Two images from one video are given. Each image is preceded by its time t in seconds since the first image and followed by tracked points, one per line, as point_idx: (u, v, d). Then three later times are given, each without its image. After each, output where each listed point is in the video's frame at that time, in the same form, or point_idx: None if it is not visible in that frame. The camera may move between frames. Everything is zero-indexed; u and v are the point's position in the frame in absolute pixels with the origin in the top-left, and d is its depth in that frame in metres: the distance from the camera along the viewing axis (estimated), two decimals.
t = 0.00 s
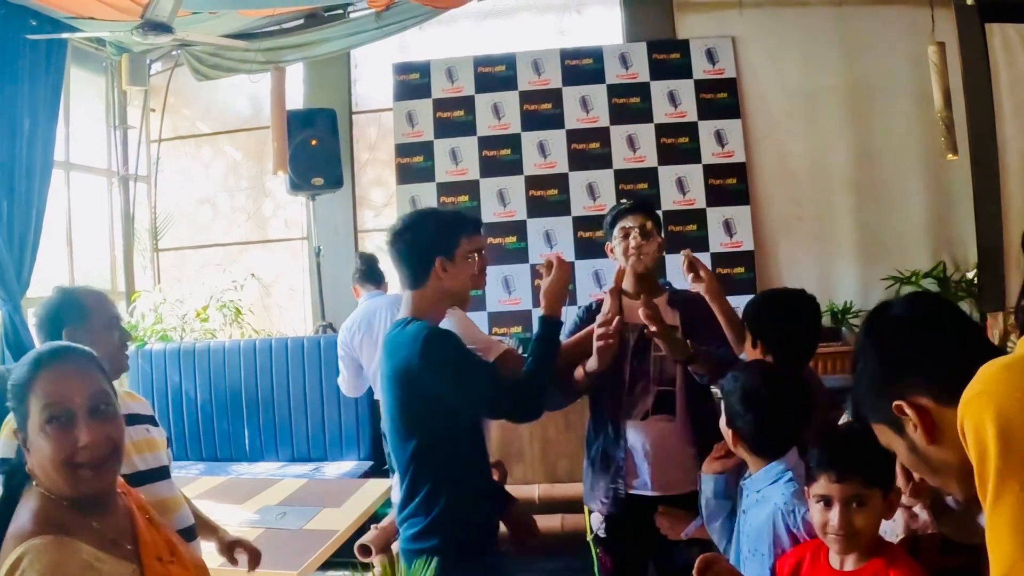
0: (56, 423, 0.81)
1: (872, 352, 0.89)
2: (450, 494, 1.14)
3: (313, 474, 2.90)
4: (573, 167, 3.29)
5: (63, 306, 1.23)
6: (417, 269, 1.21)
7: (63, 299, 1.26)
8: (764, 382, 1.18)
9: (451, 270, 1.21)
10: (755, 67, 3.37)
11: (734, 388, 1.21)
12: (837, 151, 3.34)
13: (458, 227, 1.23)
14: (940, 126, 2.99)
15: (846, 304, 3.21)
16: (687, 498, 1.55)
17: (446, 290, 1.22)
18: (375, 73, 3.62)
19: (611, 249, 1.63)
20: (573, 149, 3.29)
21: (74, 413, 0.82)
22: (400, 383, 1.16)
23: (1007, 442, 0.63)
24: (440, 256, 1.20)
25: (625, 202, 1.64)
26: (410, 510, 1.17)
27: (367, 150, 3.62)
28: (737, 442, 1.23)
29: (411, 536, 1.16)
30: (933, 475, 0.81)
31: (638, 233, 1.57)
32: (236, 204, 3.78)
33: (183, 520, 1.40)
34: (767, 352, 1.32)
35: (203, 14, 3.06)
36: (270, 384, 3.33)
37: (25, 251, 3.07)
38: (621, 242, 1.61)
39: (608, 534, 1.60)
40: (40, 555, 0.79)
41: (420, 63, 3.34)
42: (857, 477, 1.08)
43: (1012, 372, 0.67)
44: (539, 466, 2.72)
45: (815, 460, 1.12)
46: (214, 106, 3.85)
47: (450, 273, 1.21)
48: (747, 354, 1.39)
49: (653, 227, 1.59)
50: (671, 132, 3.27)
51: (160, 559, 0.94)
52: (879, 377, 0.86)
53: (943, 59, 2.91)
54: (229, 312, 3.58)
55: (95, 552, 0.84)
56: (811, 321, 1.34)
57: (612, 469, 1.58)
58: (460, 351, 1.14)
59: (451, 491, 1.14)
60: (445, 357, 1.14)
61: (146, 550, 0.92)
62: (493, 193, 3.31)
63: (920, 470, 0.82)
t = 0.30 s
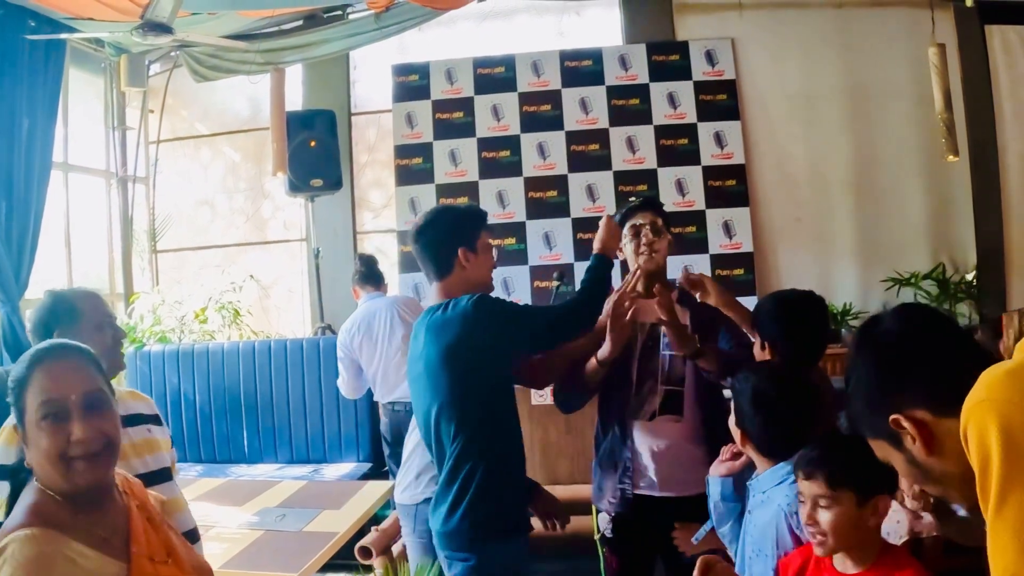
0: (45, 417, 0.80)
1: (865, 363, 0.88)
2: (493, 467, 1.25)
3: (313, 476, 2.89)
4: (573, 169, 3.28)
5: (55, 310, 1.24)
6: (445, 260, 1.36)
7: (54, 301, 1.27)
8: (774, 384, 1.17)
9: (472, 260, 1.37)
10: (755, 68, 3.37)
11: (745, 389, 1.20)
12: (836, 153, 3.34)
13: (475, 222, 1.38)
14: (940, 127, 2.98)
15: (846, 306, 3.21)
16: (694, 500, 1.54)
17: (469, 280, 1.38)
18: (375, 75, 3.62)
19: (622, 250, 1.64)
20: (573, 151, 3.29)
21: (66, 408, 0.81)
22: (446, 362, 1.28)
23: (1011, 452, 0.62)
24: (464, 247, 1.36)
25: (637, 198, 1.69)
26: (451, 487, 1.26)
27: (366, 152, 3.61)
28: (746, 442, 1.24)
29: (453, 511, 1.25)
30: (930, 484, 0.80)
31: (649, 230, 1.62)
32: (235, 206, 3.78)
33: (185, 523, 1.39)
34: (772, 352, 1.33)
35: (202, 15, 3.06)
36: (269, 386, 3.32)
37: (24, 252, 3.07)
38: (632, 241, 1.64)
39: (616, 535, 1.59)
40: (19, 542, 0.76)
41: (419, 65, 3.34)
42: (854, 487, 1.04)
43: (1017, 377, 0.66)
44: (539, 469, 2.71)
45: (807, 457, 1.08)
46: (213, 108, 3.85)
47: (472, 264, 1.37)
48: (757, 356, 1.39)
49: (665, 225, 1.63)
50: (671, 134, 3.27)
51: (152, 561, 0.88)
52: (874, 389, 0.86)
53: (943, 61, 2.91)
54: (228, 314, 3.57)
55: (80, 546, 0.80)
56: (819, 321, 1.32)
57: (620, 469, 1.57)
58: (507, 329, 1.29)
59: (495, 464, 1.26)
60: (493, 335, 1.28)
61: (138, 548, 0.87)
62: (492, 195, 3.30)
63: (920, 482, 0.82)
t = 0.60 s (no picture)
0: (67, 416, 0.95)
1: (858, 379, 0.88)
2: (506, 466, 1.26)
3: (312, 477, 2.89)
4: (572, 170, 3.28)
5: (52, 313, 1.36)
6: (454, 261, 1.36)
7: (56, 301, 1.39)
8: (791, 387, 1.16)
9: (481, 260, 1.37)
10: (755, 70, 3.37)
11: (760, 387, 1.19)
12: (836, 154, 3.34)
13: (483, 221, 1.38)
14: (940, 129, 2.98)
15: (845, 307, 3.21)
16: (697, 502, 1.54)
17: (481, 279, 1.38)
18: (374, 76, 3.62)
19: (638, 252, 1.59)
20: (572, 152, 3.28)
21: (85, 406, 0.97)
22: (460, 363, 1.28)
23: (999, 458, 0.62)
24: (473, 248, 1.36)
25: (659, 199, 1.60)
26: (466, 487, 1.27)
27: (366, 153, 3.61)
28: (760, 440, 1.23)
29: (472, 511, 1.25)
30: (928, 491, 0.80)
31: (666, 232, 1.56)
32: (234, 206, 3.78)
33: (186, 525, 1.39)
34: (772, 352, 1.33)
35: (202, 16, 3.06)
36: (269, 386, 3.32)
37: (23, 253, 3.07)
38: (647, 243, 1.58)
39: (618, 536, 1.59)
40: (21, 541, 0.86)
41: (419, 66, 3.34)
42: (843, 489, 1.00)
43: (1006, 383, 0.66)
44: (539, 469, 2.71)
45: (798, 453, 1.07)
46: (212, 109, 3.84)
47: (482, 263, 1.37)
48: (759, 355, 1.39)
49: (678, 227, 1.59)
50: (670, 135, 3.26)
51: (150, 552, 1.03)
52: (869, 405, 0.85)
53: (944, 63, 2.91)
54: (227, 315, 3.57)
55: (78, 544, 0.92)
56: (820, 321, 1.32)
57: (624, 467, 1.57)
58: (517, 328, 1.28)
59: (508, 463, 1.26)
60: (502, 334, 1.27)
61: (134, 540, 1.02)
62: (491, 196, 3.30)
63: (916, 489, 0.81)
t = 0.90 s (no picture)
0: (74, 413, 0.96)
1: (857, 381, 0.90)
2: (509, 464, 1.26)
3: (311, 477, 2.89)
4: (571, 170, 3.28)
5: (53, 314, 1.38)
6: (456, 261, 1.35)
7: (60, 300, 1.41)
8: (802, 382, 1.17)
9: (485, 258, 1.37)
10: (753, 70, 3.37)
11: (772, 384, 1.18)
12: (834, 155, 3.34)
13: (485, 222, 1.37)
14: (939, 130, 2.98)
15: (844, 307, 3.21)
16: (699, 501, 1.55)
17: (485, 277, 1.38)
18: (373, 76, 3.62)
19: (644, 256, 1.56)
20: (571, 153, 3.29)
21: (91, 404, 0.98)
22: (465, 362, 1.28)
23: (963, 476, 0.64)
24: (476, 247, 1.35)
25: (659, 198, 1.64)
26: (472, 485, 1.27)
27: (365, 153, 3.61)
28: (772, 435, 1.20)
29: (479, 506, 1.26)
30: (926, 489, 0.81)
31: (672, 232, 1.53)
32: (233, 206, 3.78)
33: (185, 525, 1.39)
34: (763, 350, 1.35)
35: (202, 16, 3.05)
36: (267, 387, 3.32)
37: (22, 253, 3.07)
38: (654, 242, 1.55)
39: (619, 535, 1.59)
40: (36, 540, 0.86)
41: (418, 66, 3.34)
42: (834, 489, 1.00)
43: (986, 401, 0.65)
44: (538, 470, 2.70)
45: (791, 450, 1.06)
46: (212, 109, 3.85)
47: (485, 263, 1.37)
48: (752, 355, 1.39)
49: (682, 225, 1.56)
50: (669, 135, 3.27)
51: (153, 545, 1.04)
52: (869, 405, 0.87)
53: (942, 64, 2.91)
54: (226, 314, 3.57)
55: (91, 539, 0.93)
56: (815, 321, 1.32)
57: (625, 465, 1.57)
58: (518, 328, 1.27)
59: (511, 461, 1.26)
60: (503, 334, 1.26)
61: (139, 534, 1.03)
62: (491, 196, 3.31)
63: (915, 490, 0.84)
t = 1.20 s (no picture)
0: (74, 412, 0.97)
1: (865, 372, 1.01)
2: (512, 470, 1.27)
3: (310, 475, 2.90)
4: (571, 169, 3.29)
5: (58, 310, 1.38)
6: (465, 266, 1.35)
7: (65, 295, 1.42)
8: (807, 377, 1.17)
9: (498, 264, 1.36)
10: (752, 70, 3.38)
11: (775, 385, 1.18)
12: (833, 155, 3.35)
13: (497, 227, 1.37)
14: (937, 129, 2.98)
15: (842, 307, 3.21)
16: (698, 498, 1.55)
17: (493, 284, 1.37)
18: (372, 75, 3.62)
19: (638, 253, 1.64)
20: (571, 152, 3.29)
21: (92, 402, 0.99)
22: (470, 365, 1.27)
23: (949, 452, 0.72)
24: (490, 251, 1.35)
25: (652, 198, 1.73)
26: (476, 488, 1.27)
27: (364, 151, 3.62)
28: (777, 436, 1.19)
29: (482, 507, 1.26)
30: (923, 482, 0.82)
31: (667, 234, 1.60)
32: (232, 204, 3.78)
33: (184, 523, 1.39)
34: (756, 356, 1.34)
35: (202, 14, 3.05)
36: (266, 385, 3.32)
37: (21, 250, 3.07)
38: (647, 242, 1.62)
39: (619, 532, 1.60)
40: (48, 539, 0.87)
41: (418, 64, 3.34)
42: (839, 497, 0.97)
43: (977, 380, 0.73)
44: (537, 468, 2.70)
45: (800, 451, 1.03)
46: (211, 107, 3.85)
47: (497, 268, 1.36)
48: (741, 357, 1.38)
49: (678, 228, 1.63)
50: (668, 135, 3.27)
51: (154, 537, 1.07)
52: (874, 396, 0.99)
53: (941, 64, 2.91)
54: (225, 312, 3.57)
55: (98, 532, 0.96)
56: (804, 320, 1.34)
57: (625, 463, 1.58)
58: (521, 339, 1.26)
59: (513, 468, 1.27)
60: (505, 344, 1.26)
61: (141, 526, 1.06)
62: (490, 195, 3.31)
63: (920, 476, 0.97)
